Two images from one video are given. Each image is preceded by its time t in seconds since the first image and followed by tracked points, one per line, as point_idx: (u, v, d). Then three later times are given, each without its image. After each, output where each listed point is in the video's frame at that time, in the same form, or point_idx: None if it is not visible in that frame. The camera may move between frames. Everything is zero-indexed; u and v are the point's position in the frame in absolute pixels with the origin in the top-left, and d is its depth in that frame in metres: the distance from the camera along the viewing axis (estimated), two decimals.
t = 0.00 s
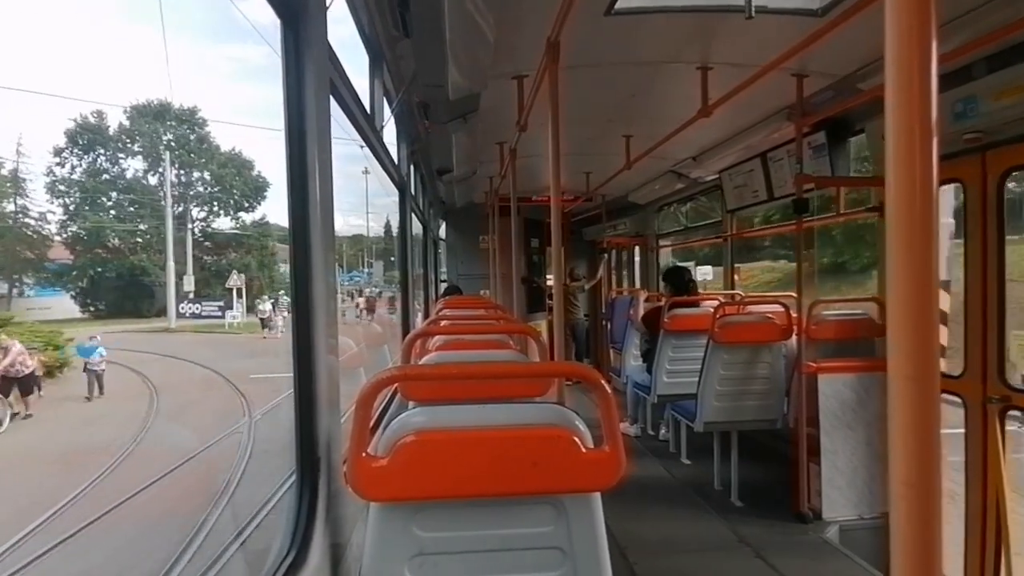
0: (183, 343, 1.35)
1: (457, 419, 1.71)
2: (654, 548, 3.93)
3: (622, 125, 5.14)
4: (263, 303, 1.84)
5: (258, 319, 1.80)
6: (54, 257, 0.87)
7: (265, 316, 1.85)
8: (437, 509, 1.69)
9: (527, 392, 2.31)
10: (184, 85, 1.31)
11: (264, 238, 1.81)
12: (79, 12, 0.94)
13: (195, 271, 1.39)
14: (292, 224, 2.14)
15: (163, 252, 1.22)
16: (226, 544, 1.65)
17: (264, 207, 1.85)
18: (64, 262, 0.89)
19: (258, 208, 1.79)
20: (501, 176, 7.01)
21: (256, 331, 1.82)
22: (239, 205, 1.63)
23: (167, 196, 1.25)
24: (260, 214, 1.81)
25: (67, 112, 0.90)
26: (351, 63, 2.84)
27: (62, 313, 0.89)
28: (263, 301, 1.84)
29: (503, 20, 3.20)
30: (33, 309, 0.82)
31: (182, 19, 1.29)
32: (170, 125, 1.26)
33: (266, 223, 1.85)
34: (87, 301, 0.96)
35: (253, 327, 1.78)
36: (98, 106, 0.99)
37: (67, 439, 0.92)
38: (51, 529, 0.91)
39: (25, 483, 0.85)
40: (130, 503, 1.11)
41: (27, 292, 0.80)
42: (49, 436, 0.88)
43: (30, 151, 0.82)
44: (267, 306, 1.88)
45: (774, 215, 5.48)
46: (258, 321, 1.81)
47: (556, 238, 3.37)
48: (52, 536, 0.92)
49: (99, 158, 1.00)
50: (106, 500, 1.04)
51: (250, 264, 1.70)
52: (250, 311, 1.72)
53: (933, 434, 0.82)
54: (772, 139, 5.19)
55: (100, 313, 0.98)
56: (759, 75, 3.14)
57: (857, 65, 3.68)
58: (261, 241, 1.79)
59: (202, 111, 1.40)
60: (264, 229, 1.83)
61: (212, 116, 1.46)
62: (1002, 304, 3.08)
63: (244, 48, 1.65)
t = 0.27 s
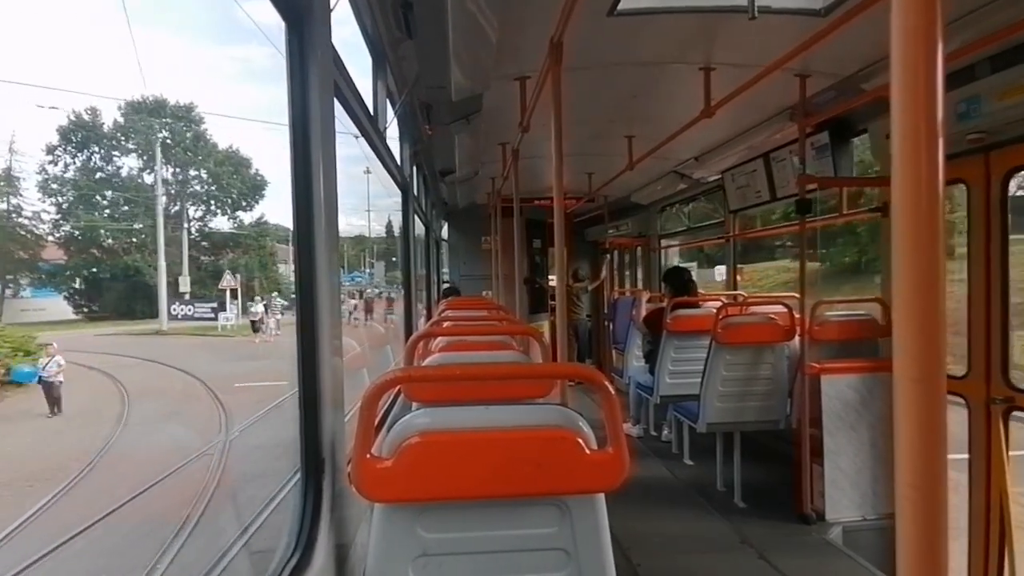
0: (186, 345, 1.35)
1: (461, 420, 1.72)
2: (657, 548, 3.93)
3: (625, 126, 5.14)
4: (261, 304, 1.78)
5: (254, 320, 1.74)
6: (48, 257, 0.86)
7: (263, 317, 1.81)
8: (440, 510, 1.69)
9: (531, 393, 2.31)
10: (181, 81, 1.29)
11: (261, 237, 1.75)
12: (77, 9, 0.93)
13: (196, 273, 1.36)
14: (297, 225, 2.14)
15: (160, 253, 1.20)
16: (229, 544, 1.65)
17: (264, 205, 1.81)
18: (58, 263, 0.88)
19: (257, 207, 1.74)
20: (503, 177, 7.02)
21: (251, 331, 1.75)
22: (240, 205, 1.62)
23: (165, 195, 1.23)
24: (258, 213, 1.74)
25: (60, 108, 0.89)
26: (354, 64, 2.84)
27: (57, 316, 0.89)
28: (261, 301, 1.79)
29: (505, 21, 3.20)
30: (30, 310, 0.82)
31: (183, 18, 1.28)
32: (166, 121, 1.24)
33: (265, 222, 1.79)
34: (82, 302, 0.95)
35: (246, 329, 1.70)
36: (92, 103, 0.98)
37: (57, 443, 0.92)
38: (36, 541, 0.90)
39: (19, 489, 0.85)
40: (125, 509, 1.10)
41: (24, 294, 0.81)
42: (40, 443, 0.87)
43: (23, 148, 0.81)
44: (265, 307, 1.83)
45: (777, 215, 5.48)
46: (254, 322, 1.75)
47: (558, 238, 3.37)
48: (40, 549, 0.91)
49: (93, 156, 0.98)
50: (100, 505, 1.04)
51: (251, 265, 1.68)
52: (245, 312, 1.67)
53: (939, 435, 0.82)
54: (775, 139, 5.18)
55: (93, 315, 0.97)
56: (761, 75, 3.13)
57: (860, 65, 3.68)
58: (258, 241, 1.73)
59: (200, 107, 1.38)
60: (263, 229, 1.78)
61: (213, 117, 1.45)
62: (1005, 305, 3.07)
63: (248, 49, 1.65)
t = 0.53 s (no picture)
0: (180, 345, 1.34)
1: (462, 421, 1.72)
2: (657, 550, 3.93)
3: (626, 127, 5.14)
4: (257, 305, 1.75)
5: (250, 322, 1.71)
6: (43, 258, 0.86)
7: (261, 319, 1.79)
8: (440, 512, 1.69)
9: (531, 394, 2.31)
10: (181, 82, 1.29)
11: (256, 238, 1.72)
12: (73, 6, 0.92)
13: (193, 272, 1.36)
14: (298, 227, 2.15)
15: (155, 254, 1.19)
16: (230, 546, 1.66)
17: (263, 206, 1.80)
18: (52, 263, 0.87)
19: (252, 207, 1.71)
20: (505, 177, 7.02)
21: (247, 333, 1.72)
22: (238, 204, 1.61)
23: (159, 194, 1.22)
24: (256, 214, 1.74)
25: (54, 106, 0.88)
26: (355, 65, 2.84)
27: (50, 317, 0.88)
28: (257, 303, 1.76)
29: (507, 22, 3.20)
30: (24, 311, 0.82)
31: (184, 18, 1.29)
32: (161, 118, 1.22)
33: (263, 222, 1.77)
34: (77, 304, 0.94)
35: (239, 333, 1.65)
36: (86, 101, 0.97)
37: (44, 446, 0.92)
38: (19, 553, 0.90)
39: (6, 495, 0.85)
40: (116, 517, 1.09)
41: (20, 295, 0.81)
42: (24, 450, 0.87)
43: (16, 146, 0.81)
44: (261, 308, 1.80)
45: (778, 216, 5.48)
46: (249, 324, 1.71)
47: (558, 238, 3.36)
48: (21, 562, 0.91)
49: (87, 156, 0.97)
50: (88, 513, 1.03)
51: (248, 265, 1.68)
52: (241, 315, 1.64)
53: (938, 438, 0.82)
54: (776, 140, 5.18)
55: (87, 317, 0.96)
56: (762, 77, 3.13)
57: (862, 66, 3.67)
58: (254, 242, 1.70)
59: (195, 105, 1.36)
60: (260, 230, 1.76)
61: (212, 117, 1.45)
62: (1007, 307, 3.06)
63: (249, 50, 1.65)
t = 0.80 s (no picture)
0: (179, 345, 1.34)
1: (463, 421, 1.72)
2: (658, 552, 3.92)
3: (628, 128, 5.14)
4: (255, 306, 1.73)
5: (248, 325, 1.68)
6: (35, 259, 0.84)
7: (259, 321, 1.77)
8: (441, 512, 1.69)
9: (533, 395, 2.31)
10: (178, 81, 1.28)
11: (252, 239, 1.69)
12: None
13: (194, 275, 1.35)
14: (300, 227, 2.16)
15: (152, 255, 1.17)
16: (231, 546, 1.65)
17: (259, 205, 1.76)
18: (43, 265, 0.85)
19: (248, 207, 1.68)
20: (507, 178, 7.02)
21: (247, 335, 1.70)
22: (237, 203, 1.60)
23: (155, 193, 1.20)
24: (252, 213, 1.71)
25: (43, 101, 0.85)
26: (358, 66, 2.85)
27: (42, 318, 0.87)
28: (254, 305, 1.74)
29: (509, 23, 3.20)
30: (17, 313, 0.81)
31: (185, 17, 1.29)
32: (154, 116, 1.21)
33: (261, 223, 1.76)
34: (66, 305, 0.92)
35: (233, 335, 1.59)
36: (77, 97, 0.94)
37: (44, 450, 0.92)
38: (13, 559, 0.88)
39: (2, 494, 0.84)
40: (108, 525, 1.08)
41: (13, 297, 0.80)
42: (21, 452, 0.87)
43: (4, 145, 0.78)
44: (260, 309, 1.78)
45: (780, 218, 5.47)
46: (247, 327, 1.68)
47: (561, 239, 3.35)
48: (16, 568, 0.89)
49: (78, 153, 0.95)
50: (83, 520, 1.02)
51: (248, 265, 1.67)
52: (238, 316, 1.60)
53: (942, 439, 0.82)
54: (779, 141, 5.18)
55: (77, 318, 0.95)
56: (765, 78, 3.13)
57: (864, 67, 3.67)
58: (249, 243, 1.67)
59: (189, 101, 1.34)
60: (257, 231, 1.74)
61: (212, 117, 1.45)
62: (1010, 308, 3.06)
63: (250, 50, 1.65)
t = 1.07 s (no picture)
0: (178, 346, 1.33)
1: (465, 422, 1.72)
2: (660, 553, 3.91)
3: (631, 128, 5.13)
4: (252, 309, 1.71)
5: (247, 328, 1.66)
6: (26, 259, 0.82)
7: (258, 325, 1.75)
8: (443, 513, 1.69)
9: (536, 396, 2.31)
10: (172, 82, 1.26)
11: (250, 240, 1.67)
12: None
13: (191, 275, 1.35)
14: (302, 228, 2.16)
15: (144, 254, 1.15)
16: (234, 548, 1.65)
17: (257, 205, 1.74)
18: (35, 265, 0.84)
19: (246, 207, 1.66)
20: (509, 178, 7.02)
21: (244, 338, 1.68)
22: (236, 202, 1.59)
23: (148, 190, 1.18)
24: (250, 213, 1.68)
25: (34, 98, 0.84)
26: (361, 67, 2.85)
27: (33, 320, 0.84)
28: (252, 306, 1.72)
29: (512, 23, 3.20)
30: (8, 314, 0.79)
31: (186, 18, 1.28)
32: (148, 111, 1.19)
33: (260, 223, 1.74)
34: (58, 307, 0.90)
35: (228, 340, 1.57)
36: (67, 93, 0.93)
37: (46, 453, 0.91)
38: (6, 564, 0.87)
39: None
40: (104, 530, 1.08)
41: (7, 298, 0.78)
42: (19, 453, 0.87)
43: None
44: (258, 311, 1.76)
45: (783, 218, 5.46)
46: (244, 330, 1.66)
47: (563, 239, 3.36)
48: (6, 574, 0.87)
49: (70, 151, 0.94)
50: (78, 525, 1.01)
51: (247, 265, 1.66)
52: (234, 319, 1.58)
53: (947, 441, 0.81)
54: (782, 142, 5.17)
55: (68, 319, 0.92)
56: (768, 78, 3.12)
57: (867, 68, 3.67)
58: (246, 244, 1.64)
59: (183, 98, 1.32)
60: (256, 232, 1.72)
61: (211, 119, 1.45)
62: (1014, 309, 3.05)
63: (253, 52, 1.65)
